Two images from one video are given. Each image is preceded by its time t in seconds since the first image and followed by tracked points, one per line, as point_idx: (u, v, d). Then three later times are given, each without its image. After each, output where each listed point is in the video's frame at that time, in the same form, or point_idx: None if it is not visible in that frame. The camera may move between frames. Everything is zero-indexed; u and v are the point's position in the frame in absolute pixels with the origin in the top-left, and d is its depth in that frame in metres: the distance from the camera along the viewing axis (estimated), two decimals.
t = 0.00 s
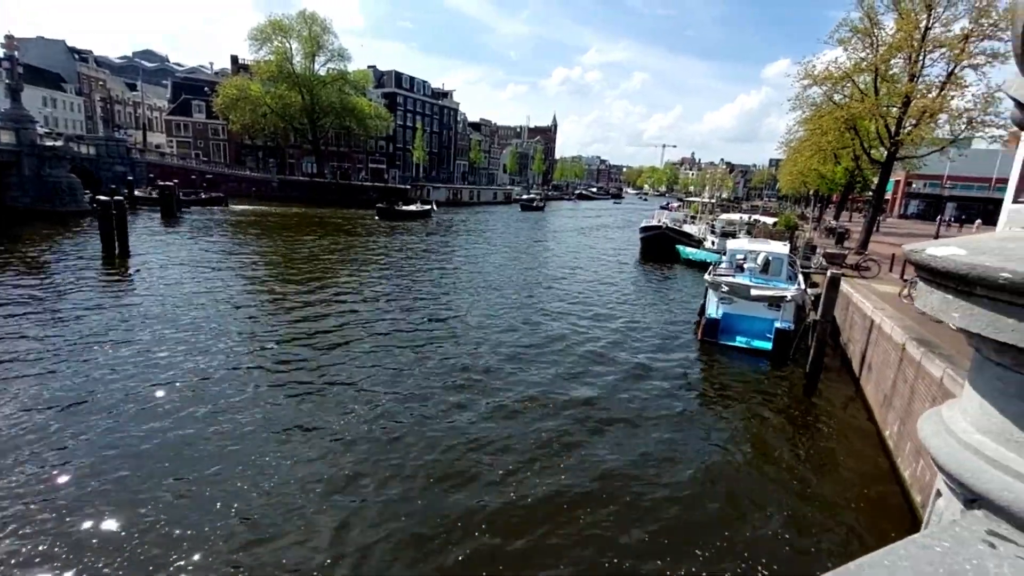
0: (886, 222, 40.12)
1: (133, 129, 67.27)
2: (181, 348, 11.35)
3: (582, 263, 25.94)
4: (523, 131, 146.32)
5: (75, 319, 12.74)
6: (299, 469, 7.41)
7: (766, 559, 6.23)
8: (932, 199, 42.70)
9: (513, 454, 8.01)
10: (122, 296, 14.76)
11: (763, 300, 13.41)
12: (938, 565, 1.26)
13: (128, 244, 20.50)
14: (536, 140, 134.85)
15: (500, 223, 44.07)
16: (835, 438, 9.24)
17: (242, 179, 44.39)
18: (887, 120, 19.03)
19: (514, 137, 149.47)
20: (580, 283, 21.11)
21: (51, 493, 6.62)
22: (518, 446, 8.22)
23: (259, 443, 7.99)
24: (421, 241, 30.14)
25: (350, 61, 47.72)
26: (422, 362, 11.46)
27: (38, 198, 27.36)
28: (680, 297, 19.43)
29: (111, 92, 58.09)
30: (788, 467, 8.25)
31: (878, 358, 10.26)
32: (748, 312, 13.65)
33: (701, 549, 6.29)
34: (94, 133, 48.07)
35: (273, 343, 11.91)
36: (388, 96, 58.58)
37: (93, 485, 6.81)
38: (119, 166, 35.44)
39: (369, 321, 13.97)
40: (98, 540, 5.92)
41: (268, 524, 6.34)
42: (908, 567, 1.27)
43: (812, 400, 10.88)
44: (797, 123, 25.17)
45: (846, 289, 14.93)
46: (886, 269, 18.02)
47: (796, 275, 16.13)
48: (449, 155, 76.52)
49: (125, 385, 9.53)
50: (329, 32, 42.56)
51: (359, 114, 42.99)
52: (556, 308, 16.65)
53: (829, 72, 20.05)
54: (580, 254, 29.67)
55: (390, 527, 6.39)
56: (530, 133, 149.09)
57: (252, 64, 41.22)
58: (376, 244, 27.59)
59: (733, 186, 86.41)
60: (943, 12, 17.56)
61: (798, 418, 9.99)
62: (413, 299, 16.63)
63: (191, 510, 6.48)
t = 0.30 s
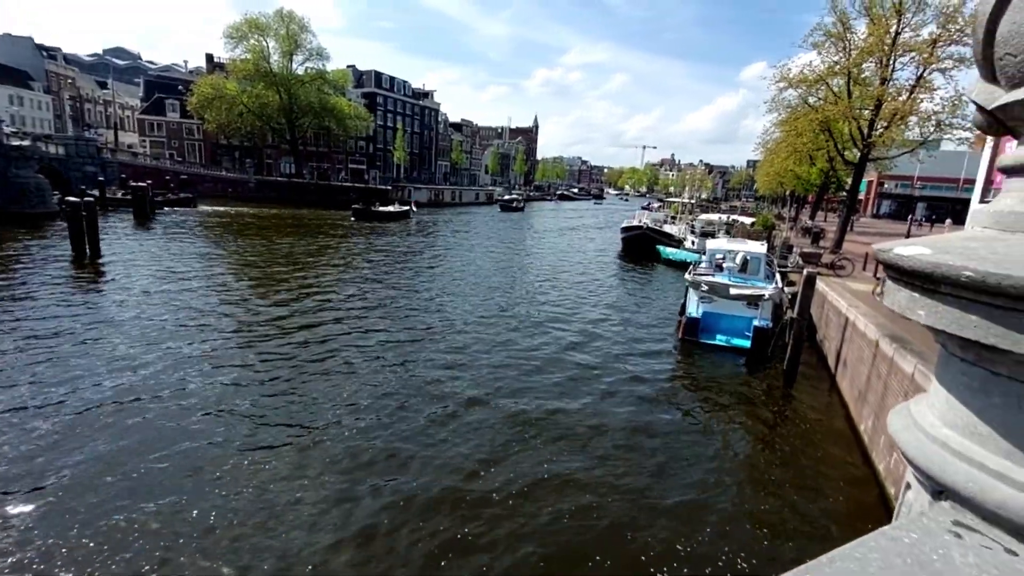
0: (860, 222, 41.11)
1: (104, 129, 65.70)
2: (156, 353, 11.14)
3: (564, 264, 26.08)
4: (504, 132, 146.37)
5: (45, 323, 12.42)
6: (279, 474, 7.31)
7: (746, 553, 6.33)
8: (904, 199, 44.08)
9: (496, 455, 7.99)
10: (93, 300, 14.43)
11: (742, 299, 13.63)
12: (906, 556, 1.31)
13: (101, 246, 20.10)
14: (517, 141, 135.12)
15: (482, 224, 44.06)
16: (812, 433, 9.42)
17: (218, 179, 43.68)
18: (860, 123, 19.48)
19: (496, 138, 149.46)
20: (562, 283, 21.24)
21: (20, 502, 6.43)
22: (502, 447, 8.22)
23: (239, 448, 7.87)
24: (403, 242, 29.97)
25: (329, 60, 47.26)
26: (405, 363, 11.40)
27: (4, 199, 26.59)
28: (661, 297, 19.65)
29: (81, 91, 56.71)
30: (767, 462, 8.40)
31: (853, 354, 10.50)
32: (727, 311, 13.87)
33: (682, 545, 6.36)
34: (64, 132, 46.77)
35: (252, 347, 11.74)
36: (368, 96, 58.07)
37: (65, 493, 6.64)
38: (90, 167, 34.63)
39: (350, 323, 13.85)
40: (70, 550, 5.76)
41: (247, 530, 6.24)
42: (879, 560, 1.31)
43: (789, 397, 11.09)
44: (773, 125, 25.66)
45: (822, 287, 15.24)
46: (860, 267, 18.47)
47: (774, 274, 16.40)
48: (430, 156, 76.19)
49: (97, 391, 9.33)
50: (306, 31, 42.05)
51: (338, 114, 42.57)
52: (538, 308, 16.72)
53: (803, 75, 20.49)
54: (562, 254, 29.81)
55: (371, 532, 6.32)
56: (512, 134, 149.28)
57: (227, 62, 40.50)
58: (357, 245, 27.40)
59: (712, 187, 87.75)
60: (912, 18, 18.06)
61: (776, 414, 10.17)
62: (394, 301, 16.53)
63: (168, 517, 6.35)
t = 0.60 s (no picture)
0: (834, 223, 42.10)
1: (74, 128, 63.99)
2: (129, 358, 10.87)
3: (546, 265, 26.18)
4: (485, 133, 146.13)
5: (11, 328, 12.03)
6: (258, 480, 7.18)
7: (725, 549, 6.42)
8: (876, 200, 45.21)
9: (478, 457, 7.96)
10: (63, 304, 14.03)
11: (720, 299, 13.85)
12: (875, 550, 1.34)
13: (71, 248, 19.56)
14: (498, 143, 135.32)
15: (464, 225, 43.99)
16: (789, 431, 9.60)
17: (193, 180, 42.85)
18: (833, 126, 19.89)
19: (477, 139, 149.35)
20: (544, 284, 21.30)
21: None
22: (484, 449, 8.19)
23: (216, 454, 7.70)
24: (384, 244, 29.77)
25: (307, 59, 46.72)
26: (386, 365, 11.31)
27: None
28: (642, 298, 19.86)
29: (50, 88, 55.17)
30: (746, 460, 8.54)
31: (828, 352, 10.74)
32: (706, 311, 14.08)
33: (663, 544, 6.42)
34: (30, 131, 45.33)
35: (229, 351, 11.52)
36: (347, 96, 57.45)
37: (35, 504, 6.44)
38: (58, 166, 33.70)
39: (329, 325, 13.71)
40: (39, 562, 5.57)
41: (225, 538, 6.11)
42: (848, 554, 1.34)
43: (767, 395, 11.29)
44: (750, 128, 26.14)
45: (798, 287, 15.54)
46: (834, 267, 18.91)
47: (752, 275, 16.71)
48: (411, 156, 75.80)
49: (68, 397, 9.07)
50: (284, 29, 41.47)
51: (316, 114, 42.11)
52: (520, 310, 16.75)
53: (779, 80, 20.92)
54: (543, 255, 29.93)
55: (352, 537, 6.23)
56: (493, 135, 149.35)
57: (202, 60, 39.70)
58: (337, 247, 27.10)
59: (691, 188, 88.96)
60: (882, 25, 18.56)
61: (754, 412, 10.35)
62: (374, 303, 16.40)
63: (142, 527, 6.19)
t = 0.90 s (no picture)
0: (814, 225, 42.87)
1: (48, 128, 62.54)
2: (106, 363, 10.64)
3: (530, 267, 26.24)
4: (470, 136, 146.03)
5: None
6: (238, 487, 7.05)
7: (709, 550, 6.48)
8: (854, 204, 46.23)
9: (464, 461, 7.92)
10: (35, 308, 13.68)
11: (704, 301, 14.00)
12: (849, 548, 1.37)
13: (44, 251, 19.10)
14: (483, 146, 135.24)
15: (449, 227, 43.92)
16: (771, 430, 9.73)
17: (171, 181, 42.17)
18: (812, 131, 20.28)
19: (461, 141, 149.33)
20: (529, 286, 21.34)
21: None
22: (469, 452, 8.17)
23: (196, 461, 7.56)
24: (367, 246, 29.57)
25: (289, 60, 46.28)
26: (369, 369, 11.23)
27: None
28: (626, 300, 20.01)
29: (22, 88, 53.93)
30: (729, 460, 8.64)
31: (808, 352, 10.92)
32: (690, 312, 14.11)
33: (648, 545, 6.45)
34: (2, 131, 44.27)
35: (209, 355, 11.32)
36: (330, 98, 56.99)
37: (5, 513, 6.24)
38: (31, 168, 32.98)
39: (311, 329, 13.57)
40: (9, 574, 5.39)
41: (204, 546, 5.99)
42: (824, 553, 1.36)
43: (749, 395, 11.43)
44: (731, 132, 26.52)
45: (779, 289, 15.79)
46: (814, 269, 19.26)
47: (734, 277, 16.95)
48: (395, 159, 75.47)
49: (41, 403, 8.84)
50: (265, 30, 41.00)
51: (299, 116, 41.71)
52: (505, 312, 16.74)
53: (759, 85, 21.28)
54: (529, 257, 29.97)
55: (337, 544, 6.15)
56: (478, 138, 149.35)
57: (181, 60, 39.10)
58: (319, 250, 26.83)
59: (674, 191, 89.92)
60: (859, 31, 18.96)
61: (737, 412, 10.48)
62: (358, 306, 16.27)
63: (117, 535, 6.04)
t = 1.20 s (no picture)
0: (796, 229, 43.45)
1: (24, 129, 61.19)
2: (85, 369, 10.44)
3: (517, 270, 26.27)
4: (456, 139, 145.93)
5: None
6: (220, 494, 6.94)
7: (693, 551, 6.51)
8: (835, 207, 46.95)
9: (450, 465, 7.89)
10: (11, 313, 13.37)
11: (688, 303, 14.15)
12: (827, 546, 1.39)
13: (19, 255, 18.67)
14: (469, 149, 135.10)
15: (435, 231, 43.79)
16: (755, 431, 9.84)
17: (152, 183, 41.53)
18: (793, 135, 20.59)
19: (448, 144, 149.20)
20: (516, 290, 21.37)
21: None
22: (455, 456, 8.13)
23: (177, 469, 7.43)
24: (352, 249, 29.34)
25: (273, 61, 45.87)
26: (354, 373, 11.13)
27: None
28: (612, 303, 20.12)
29: None
30: (714, 461, 8.71)
31: (791, 354, 11.06)
32: (675, 314, 14.31)
33: (633, 548, 6.46)
34: None
35: (192, 361, 11.16)
36: (314, 100, 56.53)
37: None
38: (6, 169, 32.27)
39: (296, 333, 13.43)
40: None
41: (186, 556, 5.88)
42: (803, 552, 1.38)
43: (734, 397, 11.54)
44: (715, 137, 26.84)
45: (762, 291, 15.98)
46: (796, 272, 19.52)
47: (718, 280, 17.14)
48: (381, 161, 75.07)
49: (16, 410, 8.64)
50: (249, 31, 40.53)
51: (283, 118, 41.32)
52: (493, 316, 16.73)
53: (742, 90, 21.57)
54: (516, 260, 30.02)
55: (322, 552, 6.07)
56: (464, 141, 149.24)
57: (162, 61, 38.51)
58: (304, 253, 26.58)
59: (659, 195, 90.50)
60: (838, 38, 19.31)
61: (721, 414, 10.58)
62: (342, 310, 16.10)
63: (95, 546, 5.91)
